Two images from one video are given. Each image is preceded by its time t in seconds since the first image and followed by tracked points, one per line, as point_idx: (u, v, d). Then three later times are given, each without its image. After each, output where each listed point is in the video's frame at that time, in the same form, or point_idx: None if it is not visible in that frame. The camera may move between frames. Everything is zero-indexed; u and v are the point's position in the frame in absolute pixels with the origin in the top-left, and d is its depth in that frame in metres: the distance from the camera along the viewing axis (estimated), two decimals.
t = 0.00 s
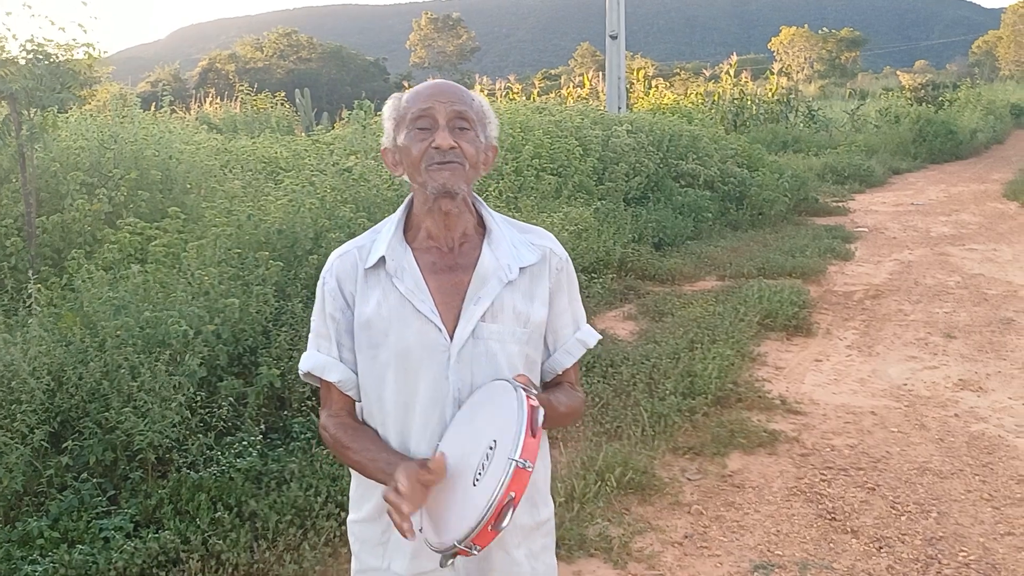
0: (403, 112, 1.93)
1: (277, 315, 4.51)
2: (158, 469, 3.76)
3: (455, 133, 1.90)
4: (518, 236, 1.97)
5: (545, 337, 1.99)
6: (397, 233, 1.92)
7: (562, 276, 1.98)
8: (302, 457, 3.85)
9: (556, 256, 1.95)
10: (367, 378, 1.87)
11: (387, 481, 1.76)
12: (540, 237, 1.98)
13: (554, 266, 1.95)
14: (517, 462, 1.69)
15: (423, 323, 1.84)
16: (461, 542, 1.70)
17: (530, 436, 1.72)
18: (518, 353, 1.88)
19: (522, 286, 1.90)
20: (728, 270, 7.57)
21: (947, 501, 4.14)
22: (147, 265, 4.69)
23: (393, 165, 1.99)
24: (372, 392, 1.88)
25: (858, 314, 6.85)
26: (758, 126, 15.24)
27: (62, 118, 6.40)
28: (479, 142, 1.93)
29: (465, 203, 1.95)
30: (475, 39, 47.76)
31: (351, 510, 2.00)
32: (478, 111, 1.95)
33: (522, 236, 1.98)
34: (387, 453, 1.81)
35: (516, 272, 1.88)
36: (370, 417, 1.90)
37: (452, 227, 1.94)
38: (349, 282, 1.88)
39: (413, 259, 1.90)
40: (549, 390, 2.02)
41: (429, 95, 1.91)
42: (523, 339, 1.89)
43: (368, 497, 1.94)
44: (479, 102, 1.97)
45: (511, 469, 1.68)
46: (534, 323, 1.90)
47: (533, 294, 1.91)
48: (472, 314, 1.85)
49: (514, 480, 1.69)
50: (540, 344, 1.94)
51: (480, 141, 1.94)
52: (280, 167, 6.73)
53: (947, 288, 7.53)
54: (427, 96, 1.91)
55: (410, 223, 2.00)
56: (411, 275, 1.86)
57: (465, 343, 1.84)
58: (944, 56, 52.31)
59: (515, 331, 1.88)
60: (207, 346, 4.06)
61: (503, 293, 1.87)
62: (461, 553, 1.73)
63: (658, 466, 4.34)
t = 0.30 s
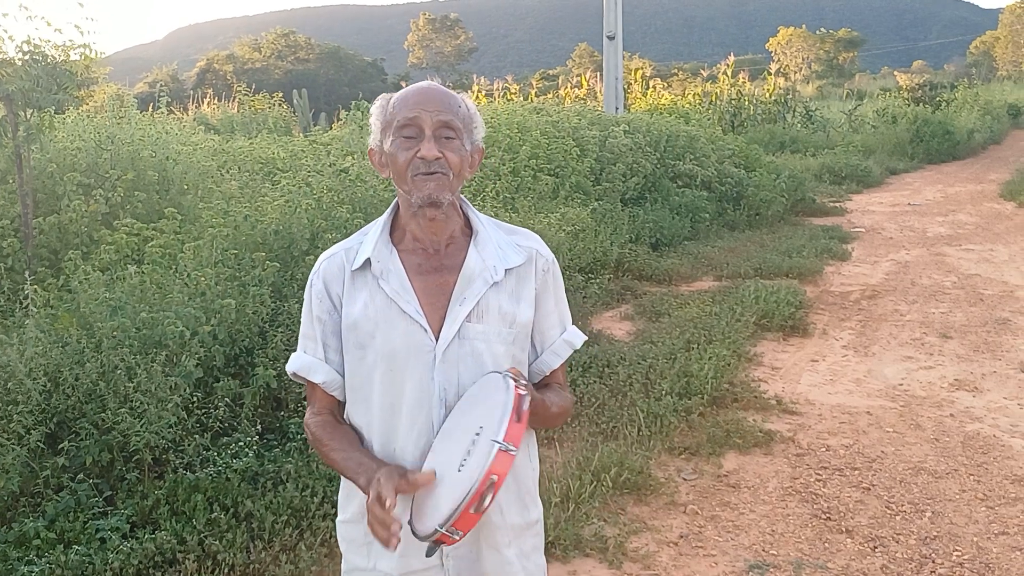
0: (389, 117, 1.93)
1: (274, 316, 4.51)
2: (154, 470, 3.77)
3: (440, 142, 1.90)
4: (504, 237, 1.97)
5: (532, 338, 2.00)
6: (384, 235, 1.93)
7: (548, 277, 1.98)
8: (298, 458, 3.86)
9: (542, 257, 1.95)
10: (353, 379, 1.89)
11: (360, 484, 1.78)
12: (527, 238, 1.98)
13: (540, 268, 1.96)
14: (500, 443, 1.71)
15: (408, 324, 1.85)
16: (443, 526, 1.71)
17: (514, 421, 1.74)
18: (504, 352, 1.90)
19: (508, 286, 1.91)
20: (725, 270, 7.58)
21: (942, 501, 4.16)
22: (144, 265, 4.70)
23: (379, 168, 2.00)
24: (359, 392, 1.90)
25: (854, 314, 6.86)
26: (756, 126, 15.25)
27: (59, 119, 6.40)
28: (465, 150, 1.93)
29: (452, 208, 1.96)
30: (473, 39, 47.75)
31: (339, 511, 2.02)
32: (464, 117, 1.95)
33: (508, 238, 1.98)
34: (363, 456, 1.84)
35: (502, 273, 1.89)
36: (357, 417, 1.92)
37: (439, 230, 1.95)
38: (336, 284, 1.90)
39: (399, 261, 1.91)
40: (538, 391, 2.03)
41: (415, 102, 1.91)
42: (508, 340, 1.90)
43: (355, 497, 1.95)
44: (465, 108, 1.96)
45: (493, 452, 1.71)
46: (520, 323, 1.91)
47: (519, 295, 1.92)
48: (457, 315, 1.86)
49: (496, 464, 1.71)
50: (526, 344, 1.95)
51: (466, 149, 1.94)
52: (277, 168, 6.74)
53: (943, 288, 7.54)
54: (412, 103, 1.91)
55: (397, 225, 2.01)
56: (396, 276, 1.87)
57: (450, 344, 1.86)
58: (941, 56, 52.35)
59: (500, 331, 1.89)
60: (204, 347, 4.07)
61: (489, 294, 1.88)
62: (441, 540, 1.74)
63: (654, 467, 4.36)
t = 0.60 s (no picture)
0: (378, 124, 1.94)
1: (273, 317, 4.51)
2: (153, 472, 3.77)
3: (426, 148, 1.90)
4: (496, 244, 1.98)
5: (524, 344, 2.00)
6: (375, 243, 1.95)
7: (540, 284, 1.99)
8: (296, 460, 3.86)
9: (533, 265, 1.96)
10: (345, 385, 1.91)
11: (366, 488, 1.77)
12: (518, 245, 1.99)
13: (532, 275, 1.97)
14: (468, 453, 1.68)
15: (398, 331, 1.86)
16: (425, 541, 1.69)
17: (481, 428, 1.71)
18: (494, 360, 1.90)
19: (499, 294, 1.92)
20: (723, 272, 7.59)
21: (939, 503, 4.16)
22: (143, 267, 4.70)
23: (371, 174, 2.01)
24: (350, 399, 1.91)
25: (852, 315, 6.87)
26: (755, 127, 15.27)
27: (58, 120, 6.40)
28: (452, 156, 1.93)
29: (441, 215, 1.96)
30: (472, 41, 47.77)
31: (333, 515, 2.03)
32: (452, 122, 1.95)
33: (500, 245, 1.99)
34: (359, 458, 1.83)
35: (493, 281, 1.90)
36: (350, 423, 1.94)
37: (429, 238, 1.96)
38: (329, 291, 1.92)
39: (390, 268, 1.92)
40: (531, 396, 2.04)
41: (402, 109, 1.92)
42: (499, 347, 1.91)
43: (347, 502, 1.96)
44: (454, 113, 1.96)
45: (462, 462, 1.67)
46: (511, 331, 1.92)
47: (510, 302, 1.93)
48: (447, 322, 1.87)
49: (467, 473, 1.68)
50: (517, 352, 1.95)
51: (454, 154, 1.94)
52: (276, 170, 6.75)
53: (941, 289, 7.55)
54: (400, 109, 1.92)
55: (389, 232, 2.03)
56: (388, 284, 1.89)
57: (440, 351, 1.87)
58: (940, 57, 52.40)
59: (491, 339, 1.90)
60: (202, 348, 4.07)
61: (479, 301, 1.89)
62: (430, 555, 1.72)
63: (652, 468, 4.36)
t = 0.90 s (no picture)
0: (370, 132, 1.95)
1: (273, 319, 4.52)
2: (154, 474, 3.78)
3: (415, 155, 1.90)
4: (491, 249, 1.99)
5: (521, 349, 2.01)
6: (371, 249, 1.97)
7: (536, 289, 2.00)
8: (297, 462, 3.87)
9: (529, 270, 1.97)
10: (342, 390, 1.93)
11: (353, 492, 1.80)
12: (514, 250, 2.00)
13: (528, 280, 1.97)
14: (457, 464, 1.71)
15: (393, 337, 1.88)
16: (414, 553, 1.69)
17: (471, 441, 1.75)
18: (490, 365, 1.91)
19: (495, 299, 1.92)
20: (722, 273, 7.60)
21: (938, 504, 4.18)
22: (143, 269, 4.71)
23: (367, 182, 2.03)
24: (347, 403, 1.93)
25: (851, 317, 6.89)
26: (754, 128, 15.28)
27: (58, 122, 6.41)
28: (443, 162, 1.92)
29: (435, 221, 1.97)
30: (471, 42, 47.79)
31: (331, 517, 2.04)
32: (442, 128, 1.94)
33: (496, 250, 2.00)
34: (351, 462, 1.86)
35: (487, 286, 1.91)
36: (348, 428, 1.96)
37: (424, 244, 1.97)
38: (325, 297, 1.94)
39: (385, 274, 1.94)
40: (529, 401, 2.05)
41: (392, 117, 1.92)
42: (494, 352, 1.92)
43: (343, 507, 1.97)
44: (445, 119, 1.96)
45: (449, 473, 1.70)
46: (506, 336, 1.93)
47: (506, 307, 1.93)
48: (442, 328, 1.88)
49: (455, 485, 1.70)
50: (513, 356, 1.96)
51: (445, 160, 1.93)
52: (276, 171, 6.76)
53: (940, 290, 7.57)
54: (390, 117, 1.92)
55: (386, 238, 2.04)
56: (382, 290, 1.91)
57: (434, 356, 1.88)
58: (939, 58, 52.43)
59: (486, 344, 1.90)
60: (203, 351, 4.08)
61: (474, 307, 1.90)
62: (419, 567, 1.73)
63: (651, 470, 4.37)
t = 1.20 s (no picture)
0: (369, 131, 1.94)
1: (274, 320, 4.52)
2: (155, 475, 3.78)
3: (414, 155, 1.90)
4: (489, 244, 1.99)
5: (518, 344, 2.01)
6: (368, 245, 1.97)
7: (534, 285, 1.99)
8: (297, 463, 3.88)
9: (526, 265, 1.97)
10: (340, 384, 1.94)
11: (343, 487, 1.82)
12: (511, 245, 2.00)
13: (525, 275, 1.97)
14: (441, 446, 1.70)
15: (390, 330, 1.88)
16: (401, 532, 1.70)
17: (457, 420, 1.72)
18: (487, 359, 1.91)
19: (492, 293, 1.93)
20: (722, 274, 7.61)
21: (938, 505, 4.18)
22: (144, 270, 4.72)
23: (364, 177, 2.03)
24: (344, 397, 1.94)
25: (852, 317, 6.89)
26: (754, 129, 15.29)
27: (58, 124, 6.41)
28: (442, 162, 1.92)
29: (432, 218, 1.97)
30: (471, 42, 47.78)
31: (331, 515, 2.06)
32: (441, 128, 1.94)
33: (493, 245, 2.00)
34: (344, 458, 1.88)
35: (484, 280, 1.91)
36: (346, 423, 1.97)
37: (421, 240, 1.98)
38: (323, 293, 1.96)
39: (382, 269, 1.95)
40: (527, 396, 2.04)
41: (391, 117, 1.92)
42: (491, 345, 1.92)
43: (342, 503, 1.99)
44: (444, 118, 1.95)
45: (435, 455, 1.69)
46: (503, 329, 1.93)
47: (503, 301, 1.94)
48: (438, 320, 1.88)
49: (440, 466, 1.69)
50: (510, 351, 1.96)
51: (444, 160, 1.93)
52: (276, 173, 6.77)
53: (940, 291, 7.57)
54: (389, 116, 1.92)
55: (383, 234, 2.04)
56: (379, 284, 1.92)
57: (431, 349, 1.88)
58: (938, 58, 52.44)
59: (483, 337, 1.91)
60: (203, 352, 4.09)
61: (471, 300, 1.90)
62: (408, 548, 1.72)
63: (652, 470, 4.38)
